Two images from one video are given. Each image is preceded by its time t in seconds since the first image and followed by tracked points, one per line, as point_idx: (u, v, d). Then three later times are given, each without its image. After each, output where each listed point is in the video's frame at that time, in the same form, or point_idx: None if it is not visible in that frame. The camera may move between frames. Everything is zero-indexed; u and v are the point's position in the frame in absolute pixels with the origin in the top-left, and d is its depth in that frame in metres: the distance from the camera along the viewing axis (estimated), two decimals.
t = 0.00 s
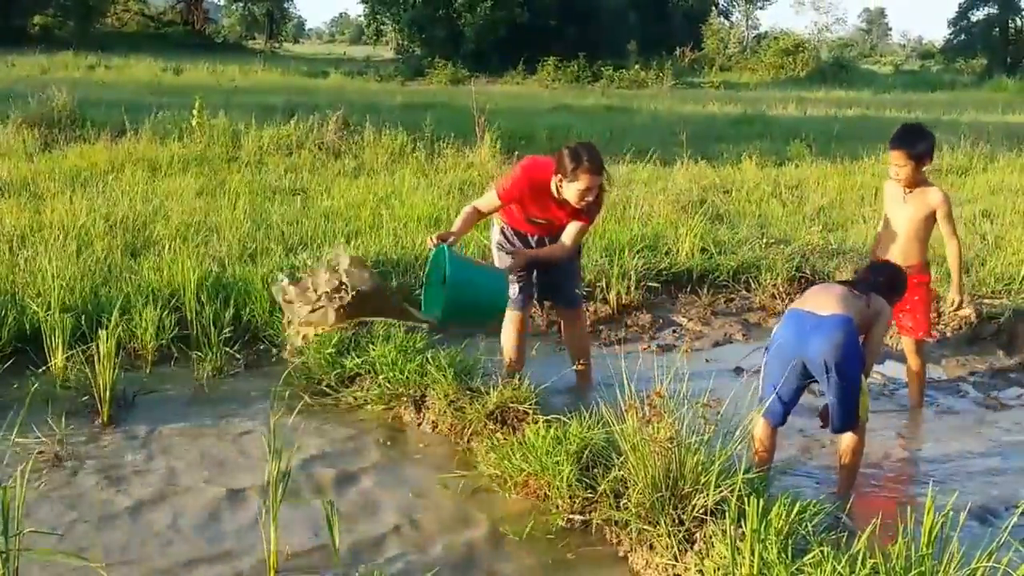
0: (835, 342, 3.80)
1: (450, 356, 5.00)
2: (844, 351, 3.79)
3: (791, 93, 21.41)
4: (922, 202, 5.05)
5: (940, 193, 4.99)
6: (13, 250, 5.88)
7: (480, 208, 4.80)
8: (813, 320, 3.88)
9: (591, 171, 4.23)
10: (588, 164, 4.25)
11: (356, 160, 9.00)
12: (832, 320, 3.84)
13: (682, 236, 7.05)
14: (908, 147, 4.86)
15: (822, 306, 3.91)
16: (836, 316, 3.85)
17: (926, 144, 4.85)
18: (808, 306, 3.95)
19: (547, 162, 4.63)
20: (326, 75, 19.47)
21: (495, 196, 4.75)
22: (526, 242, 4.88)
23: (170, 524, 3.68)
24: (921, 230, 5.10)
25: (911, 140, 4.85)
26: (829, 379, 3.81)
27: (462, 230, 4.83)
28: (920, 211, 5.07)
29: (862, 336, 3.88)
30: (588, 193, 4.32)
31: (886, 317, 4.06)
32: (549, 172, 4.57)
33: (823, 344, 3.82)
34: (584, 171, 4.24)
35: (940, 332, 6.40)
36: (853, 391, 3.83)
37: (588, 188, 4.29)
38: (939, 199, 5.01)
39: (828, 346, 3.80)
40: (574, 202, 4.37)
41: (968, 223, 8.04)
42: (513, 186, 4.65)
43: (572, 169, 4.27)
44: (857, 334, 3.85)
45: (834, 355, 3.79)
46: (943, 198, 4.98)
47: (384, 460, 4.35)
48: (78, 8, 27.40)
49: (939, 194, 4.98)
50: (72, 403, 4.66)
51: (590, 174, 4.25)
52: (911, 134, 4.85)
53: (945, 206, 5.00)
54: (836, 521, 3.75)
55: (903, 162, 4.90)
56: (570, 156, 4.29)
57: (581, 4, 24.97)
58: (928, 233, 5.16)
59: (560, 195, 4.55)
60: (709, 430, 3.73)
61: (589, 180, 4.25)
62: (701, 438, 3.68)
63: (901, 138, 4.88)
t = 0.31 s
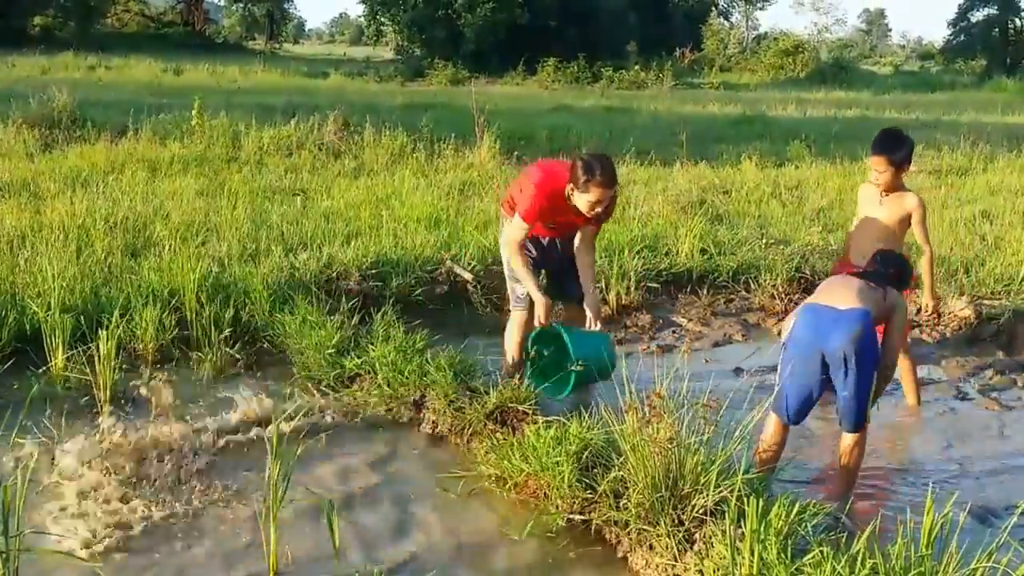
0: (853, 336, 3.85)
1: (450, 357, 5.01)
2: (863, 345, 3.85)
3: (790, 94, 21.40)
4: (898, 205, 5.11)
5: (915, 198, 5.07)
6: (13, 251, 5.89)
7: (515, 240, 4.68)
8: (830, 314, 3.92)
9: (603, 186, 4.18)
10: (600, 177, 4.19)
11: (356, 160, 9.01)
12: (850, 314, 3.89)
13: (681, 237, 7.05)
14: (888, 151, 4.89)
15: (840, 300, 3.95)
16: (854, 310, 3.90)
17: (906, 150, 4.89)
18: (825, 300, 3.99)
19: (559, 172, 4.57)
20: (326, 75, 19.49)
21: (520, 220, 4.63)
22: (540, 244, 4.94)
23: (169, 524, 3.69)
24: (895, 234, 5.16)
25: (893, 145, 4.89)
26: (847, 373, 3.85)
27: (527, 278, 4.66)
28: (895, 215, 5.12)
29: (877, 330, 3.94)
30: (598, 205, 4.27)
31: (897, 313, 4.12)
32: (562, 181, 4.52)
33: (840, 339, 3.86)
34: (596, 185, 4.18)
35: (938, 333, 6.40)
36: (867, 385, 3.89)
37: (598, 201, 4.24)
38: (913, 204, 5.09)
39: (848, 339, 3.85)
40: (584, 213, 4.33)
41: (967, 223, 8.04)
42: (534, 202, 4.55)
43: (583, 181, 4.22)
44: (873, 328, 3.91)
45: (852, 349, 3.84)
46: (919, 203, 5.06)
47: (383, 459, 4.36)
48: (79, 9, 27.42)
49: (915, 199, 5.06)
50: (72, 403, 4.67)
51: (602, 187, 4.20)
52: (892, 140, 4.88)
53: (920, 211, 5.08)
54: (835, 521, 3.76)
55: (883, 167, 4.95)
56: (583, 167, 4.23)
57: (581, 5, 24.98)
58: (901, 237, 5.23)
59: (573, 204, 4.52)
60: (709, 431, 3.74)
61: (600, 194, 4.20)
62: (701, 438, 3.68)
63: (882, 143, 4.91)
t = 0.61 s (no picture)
0: (864, 342, 3.85)
1: (450, 357, 5.02)
2: (873, 349, 3.86)
3: (790, 95, 21.40)
4: (895, 204, 5.14)
5: (912, 194, 5.09)
6: (13, 251, 5.89)
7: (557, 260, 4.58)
8: (841, 318, 3.89)
9: (619, 203, 4.17)
10: (617, 196, 4.18)
11: (356, 161, 9.01)
12: (861, 319, 3.86)
13: (681, 237, 7.05)
14: (878, 154, 4.90)
15: (849, 302, 3.91)
16: (866, 314, 3.86)
17: (899, 149, 4.90)
18: (833, 301, 3.94)
19: (576, 183, 4.50)
20: (326, 76, 19.49)
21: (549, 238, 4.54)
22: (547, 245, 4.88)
23: (170, 524, 3.69)
24: (896, 233, 5.18)
25: (885, 146, 4.89)
26: (858, 377, 3.87)
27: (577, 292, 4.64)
28: (894, 214, 5.14)
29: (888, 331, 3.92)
30: (613, 219, 4.26)
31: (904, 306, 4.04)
32: (579, 194, 4.47)
33: (852, 345, 3.86)
34: (612, 203, 4.17)
35: (937, 334, 6.41)
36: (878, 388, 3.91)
37: (613, 216, 4.23)
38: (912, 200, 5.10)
39: (860, 344, 3.85)
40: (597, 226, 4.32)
41: (966, 224, 8.04)
42: (560, 220, 4.48)
43: (600, 197, 4.20)
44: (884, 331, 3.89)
45: (864, 355, 3.85)
46: (916, 199, 5.09)
47: (384, 459, 4.37)
48: (79, 10, 27.44)
49: (912, 196, 5.08)
50: (72, 403, 4.67)
51: (618, 205, 4.19)
52: (883, 141, 4.88)
53: (918, 207, 5.10)
54: (835, 522, 3.76)
55: (877, 169, 4.95)
56: (600, 181, 4.20)
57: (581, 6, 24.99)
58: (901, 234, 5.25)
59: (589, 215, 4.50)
60: (709, 431, 3.74)
61: (615, 211, 4.19)
62: (701, 438, 3.68)
63: (872, 145, 4.91)
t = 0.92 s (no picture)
0: (843, 346, 4.01)
1: (450, 358, 5.02)
2: (852, 353, 4.02)
3: (790, 96, 21.40)
4: (900, 210, 5.14)
5: (917, 199, 5.09)
6: (13, 252, 5.89)
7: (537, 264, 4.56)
8: (819, 324, 4.05)
9: (615, 204, 4.14)
10: (613, 196, 4.15)
11: (356, 162, 9.01)
12: (839, 324, 4.02)
13: (681, 238, 7.06)
14: (880, 161, 4.91)
15: (826, 308, 4.07)
16: (842, 319, 4.02)
17: (900, 155, 4.92)
18: (811, 309, 4.09)
19: (571, 182, 4.44)
20: (326, 76, 19.48)
21: (536, 238, 4.52)
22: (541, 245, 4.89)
23: (170, 524, 3.70)
24: (903, 238, 5.18)
25: (887, 152, 4.90)
26: (840, 382, 4.02)
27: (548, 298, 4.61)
28: (900, 219, 5.14)
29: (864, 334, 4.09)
30: (610, 221, 4.22)
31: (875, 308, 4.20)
32: (573, 194, 4.40)
33: (832, 349, 4.02)
34: (608, 203, 4.14)
35: (936, 335, 6.43)
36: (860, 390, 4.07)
37: (609, 217, 4.19)
38: (916, 204, 5.10)
39: (839, 349, 4.01)
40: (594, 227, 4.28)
41: (966, 225, 8.04)
42: (548, 220, 4.44)
43: (596, 197, 4.16)
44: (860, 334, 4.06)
45: (844, 359, 4.01)
46: (921, 203, 5.09)
47: (384, 460, 4.37)
48: (79, 10, 27.42)
49: (917, 200, 5.09)
50: (72, 404, 4.67)
51: (615, 206, 4.15)
52: (883, 148, 4.90)
53: (923, 212, 5.10)
54: (835, 522, 3.76)
55: (880, 177, 4.96)
56: (596, 182, 4.17)
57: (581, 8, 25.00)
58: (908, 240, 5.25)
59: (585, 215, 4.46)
60: (708, 432, 3.75)
61: (612, 211, 4.15)
62: (700, 439, 3.69)
63: (873, 153, 4.92)
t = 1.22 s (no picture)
0: (810, 327, 4.12)
1: (450, 359, 5.03)
2: (818, 335, 4.13)
3: (790, 97, 21.40)
4: (901, 213, 5.14)
5: (917, 202, 5.10)
6: (13, 253, 5.89)
7: (497, 225, 4.75)
8: (786, 307, 4.17)
9: (605, 185, 4.16)
10: (604, 177, 4.18)
11: (356, 163, 9.01)
12: (805, 306, 4.16)
13: (681, 240, 7.06)
14: (877, 166, 4.95)
15: (794, 293, 4.22)
16: (808, 302, 4.16)
17: (896, 159, 4.94)
18: (779, 294, 4.24)
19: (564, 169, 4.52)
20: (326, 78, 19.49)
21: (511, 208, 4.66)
22: (535, 245, 4.95)
23: (169, 525, 3.70)
24: (903, 241, 5.18)
25: (883, 157, 4.94)
26: (805, 362, 4.12)
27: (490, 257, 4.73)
28: (901, 223, 5.14)
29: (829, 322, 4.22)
30: (602, 203, 4.25)
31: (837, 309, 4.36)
32: (564, 178, 4.48)
33: (799, 330, 4.13)
34: (599, 183, 4.16)
35: (936, 336, 6.44)
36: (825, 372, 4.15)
37: (602, 199, 4.21)
38: (916, 207, 5.10)
39: (806, 330, 4.12)
40: (587, 211, 4.31)
41: (966, 226, 8.04)
42: (530, 197, 4.56)
43: (587, 178, 4.20)
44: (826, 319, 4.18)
45: (811, 339, 4.12)
46: (921, 206, 5.09)
47: (383, 461, 4.38)
48: (79, 11, 27.42)
49: (917, 203, 5.09)
50: (73, 405, 4.68)
51: (605, 187, 4.18)
52: (880, 152, 4.95)
53: (924, 214, 5.10)
54: (834, 523, 3.77)
55: (878, 182, 4.98)
56: (588, 165, 4.22)
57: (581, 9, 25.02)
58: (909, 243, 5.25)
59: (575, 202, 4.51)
60: (707, 433, 3.75)
61: (604, 193, 4.18)
62: (699, 440, 3.69)
63: (871, 158, 4.96)
